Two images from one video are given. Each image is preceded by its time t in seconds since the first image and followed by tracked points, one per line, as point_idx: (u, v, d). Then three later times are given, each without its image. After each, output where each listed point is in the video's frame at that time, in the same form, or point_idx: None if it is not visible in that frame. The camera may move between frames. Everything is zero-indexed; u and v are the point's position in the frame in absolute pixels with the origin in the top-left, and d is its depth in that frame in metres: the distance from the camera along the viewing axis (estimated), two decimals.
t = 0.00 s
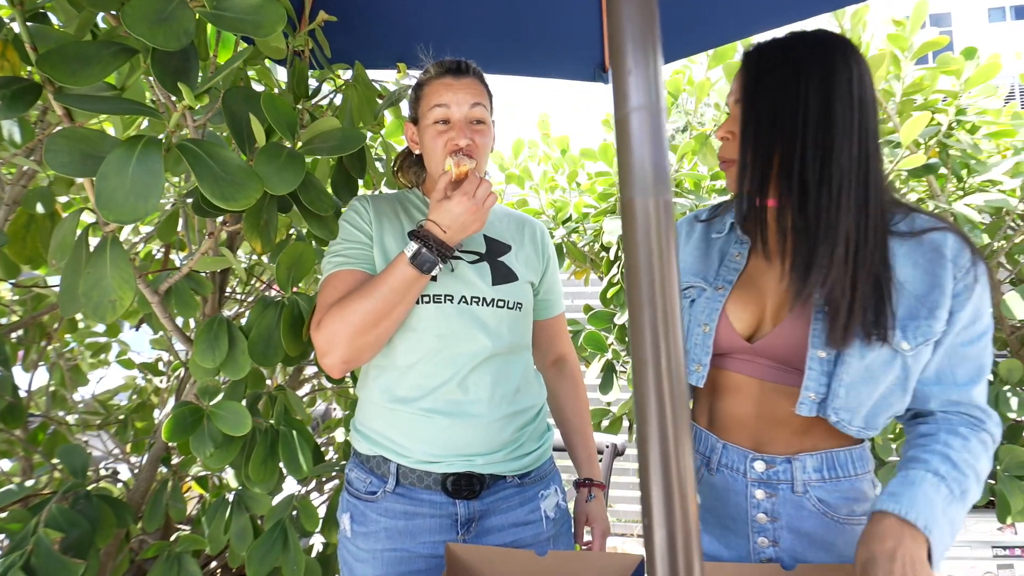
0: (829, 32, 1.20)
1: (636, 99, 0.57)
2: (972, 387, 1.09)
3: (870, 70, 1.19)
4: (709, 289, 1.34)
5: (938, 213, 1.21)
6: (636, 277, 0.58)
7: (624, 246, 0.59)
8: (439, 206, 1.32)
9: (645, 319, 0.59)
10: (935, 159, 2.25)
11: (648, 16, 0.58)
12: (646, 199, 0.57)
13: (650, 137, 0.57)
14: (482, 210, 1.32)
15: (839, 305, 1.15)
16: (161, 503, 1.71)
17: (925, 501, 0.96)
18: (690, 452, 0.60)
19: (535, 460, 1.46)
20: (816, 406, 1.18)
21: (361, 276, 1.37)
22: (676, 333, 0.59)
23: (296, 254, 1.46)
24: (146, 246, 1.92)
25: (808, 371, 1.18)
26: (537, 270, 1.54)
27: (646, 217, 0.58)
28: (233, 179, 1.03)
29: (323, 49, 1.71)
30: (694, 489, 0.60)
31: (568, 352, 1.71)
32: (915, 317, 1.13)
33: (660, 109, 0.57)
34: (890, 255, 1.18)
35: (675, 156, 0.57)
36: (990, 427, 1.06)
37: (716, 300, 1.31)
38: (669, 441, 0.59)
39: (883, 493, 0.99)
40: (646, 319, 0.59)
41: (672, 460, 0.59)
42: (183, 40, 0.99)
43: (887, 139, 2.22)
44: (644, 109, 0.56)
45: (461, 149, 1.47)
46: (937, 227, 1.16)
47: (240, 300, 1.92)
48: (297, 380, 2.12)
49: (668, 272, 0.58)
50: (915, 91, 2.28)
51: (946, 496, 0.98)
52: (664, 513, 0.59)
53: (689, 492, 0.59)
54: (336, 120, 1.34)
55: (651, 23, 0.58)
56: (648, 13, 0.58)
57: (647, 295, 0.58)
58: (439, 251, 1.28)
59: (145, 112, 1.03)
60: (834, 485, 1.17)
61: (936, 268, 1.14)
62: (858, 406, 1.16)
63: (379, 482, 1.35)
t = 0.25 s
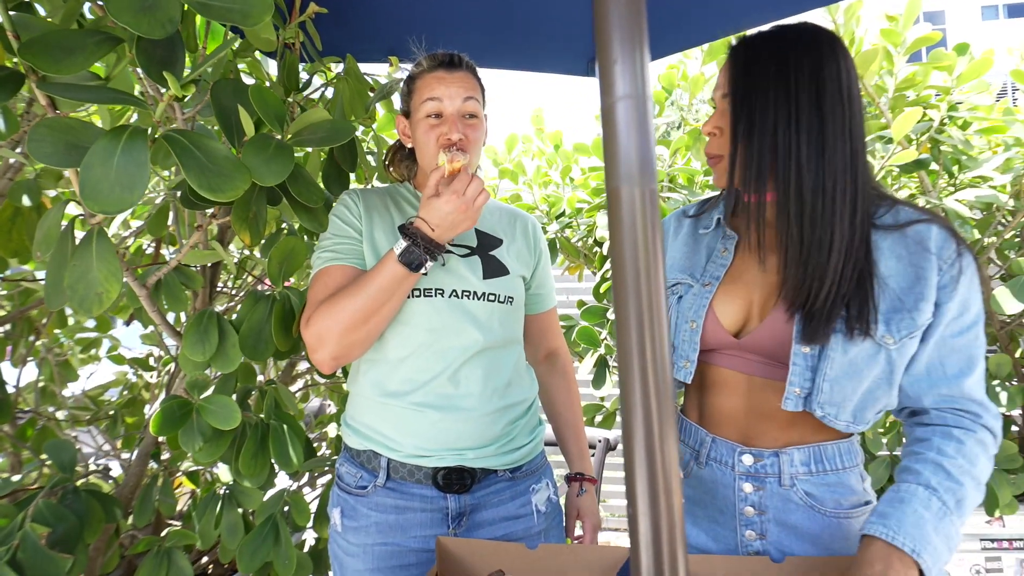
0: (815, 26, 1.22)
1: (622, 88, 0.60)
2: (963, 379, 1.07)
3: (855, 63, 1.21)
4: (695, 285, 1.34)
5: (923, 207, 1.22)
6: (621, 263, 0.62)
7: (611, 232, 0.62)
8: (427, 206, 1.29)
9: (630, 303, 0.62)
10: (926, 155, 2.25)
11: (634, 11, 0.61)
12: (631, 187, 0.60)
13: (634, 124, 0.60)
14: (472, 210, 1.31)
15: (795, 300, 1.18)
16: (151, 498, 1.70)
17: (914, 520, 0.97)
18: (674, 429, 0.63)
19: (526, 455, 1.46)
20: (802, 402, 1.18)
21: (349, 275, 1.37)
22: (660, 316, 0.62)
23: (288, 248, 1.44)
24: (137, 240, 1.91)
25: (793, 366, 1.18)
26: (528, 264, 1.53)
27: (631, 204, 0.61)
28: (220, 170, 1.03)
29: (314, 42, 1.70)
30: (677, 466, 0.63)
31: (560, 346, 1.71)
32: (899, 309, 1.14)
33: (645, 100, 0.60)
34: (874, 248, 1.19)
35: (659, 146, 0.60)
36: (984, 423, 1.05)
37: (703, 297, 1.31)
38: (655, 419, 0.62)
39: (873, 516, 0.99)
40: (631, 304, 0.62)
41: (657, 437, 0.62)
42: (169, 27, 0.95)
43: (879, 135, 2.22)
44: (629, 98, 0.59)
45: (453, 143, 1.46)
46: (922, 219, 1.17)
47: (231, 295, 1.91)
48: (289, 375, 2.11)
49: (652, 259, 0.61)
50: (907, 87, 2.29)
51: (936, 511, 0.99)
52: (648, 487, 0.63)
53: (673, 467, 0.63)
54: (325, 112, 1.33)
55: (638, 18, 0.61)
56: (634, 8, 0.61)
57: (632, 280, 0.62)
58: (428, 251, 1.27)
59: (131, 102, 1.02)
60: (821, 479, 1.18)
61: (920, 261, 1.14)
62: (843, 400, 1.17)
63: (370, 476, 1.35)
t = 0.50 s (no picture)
0: (806, 23, 1.23)
1: (607, 81, 0.60)
2: (943, 370, 1.10)
3: (844, 61, 1.23)
4: (690, 279, 1.35)
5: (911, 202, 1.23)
6: (605, 257, 0.62)
7: (596, 226, 0.63)
8: (413, 231, 1.21)
9: (614, 297, 0.63)
10: (916, 152, 2.26)
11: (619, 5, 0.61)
12: (616, 181, 0.61)
13: (619, 117, 0.60)
14: (457, 237, 1.21)
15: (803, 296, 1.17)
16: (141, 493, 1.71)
17: (901, 515, 0.98)
18: (657, 422, 0.64)
19: (518, 448, 1.46)
20: (797, 394, 1.18)
21: (337, 276, 1.37)
22: (643, 310, 0.63)
23: (281, 243, 1.45)
24: (128, 235, 1.91)
25: (789, 359, 1.18)
26: (520, 258, 1.53)
27: (616, 198, 0.61)
28: (209, 164, 1.03)
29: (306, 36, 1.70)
30: (659, 456, 0.64)
31: (551, 341, 1.71)
32: (889, 302, 1.15)
33: (630, 92, 0.61)
34: (865, 242, 1.20)
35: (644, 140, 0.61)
36: (964, 413, 1.07)
37: (698, 290, 1.32)
38: (638, 412, 0.63)
39: (860, 512, 0.99)
40: (615, 298, 0.63)
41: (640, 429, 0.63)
42: (156, 19, 0.94)
43: (869, 132, 2.23)
44: (615, 92, 0.60)
45: (445, 140, 1.46)
46: (909, 214, 1.18)
47: (223, 289, 1.91)
48: (282, 370, 2.12)
49: (636, 252, 0.62)
50: (897, 84, 2.30)
51: (920, 505, 1.00)
52: (631, 478, 0.64)
53: (656, 458, 0.64)
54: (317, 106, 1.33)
55: (622, 12, 0.61)
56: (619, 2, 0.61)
57: (616, 273, 0.62)
58: (411, 279, 1.23)
59: (119, 95, 1.02)
60: (809, 471, 1.19)
61: (910, 254, 1.15)
62: (838, 391, 1.18)
63: (361, 470, 1.35)
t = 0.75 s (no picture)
0: (793, 22, 1.24)
1: (589, 78, 0.60)
2: (923, 368, 1.11)
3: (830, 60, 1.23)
4: (677, 275, 1.35)
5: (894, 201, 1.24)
6: (587, 253, 0.63)
7: (578, 223, 0.63)
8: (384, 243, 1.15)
9: (595, 293, 0.63)
10: (902, 150, 2.28)
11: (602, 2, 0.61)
12: (598, 178, 0.61)
13: (601, 114, 0.60)
14: (421, 250, 1.13)
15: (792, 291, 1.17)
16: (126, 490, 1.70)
17: (885, 510, 0.98)
18: (638, 419, 0.65)
19: (505, 444, 1.46)
20: (779, 388, 1.19)
21: (319, 273, 1.36)
22: (625, 308, 0.63)
23: (267, 239, 1.44)
24: (113, 230, 1.89)
25: (771, 354, 1.19)
26: (509, 254, 1.53)
27: (598, 195, 0.61)
28: (192, 157, 1.02)
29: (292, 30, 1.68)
30: (639, 450, 0.65)
31: (541, 337, 1.71)
32: (871, 299, 1.15)
33: (613, 89, 0.61)
34: (848, 240, 1.21)
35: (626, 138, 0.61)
36: (942, 411, 1.09)
37: (684, 287, 1.32)
38: (619, 410, 0.64)
39: (845, 507, 1.00)
40: (596, 294, 0.63)
41: (620, 426, 0.64)
42: (136, 11, 0.93)
43: (857, 129, 2.25)
44: (597, 89, 0.60)
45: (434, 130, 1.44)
46: (892, 213, 1.19)
47: (210, 285, 1.90)
48: (270, 367, 2.11)
49: (618, 249, 0.62)
50: (885, 83, 2.32)
51: (903, 500, 1.01)
52: (611, 475, 0.65)
53: (636, 455, 0.65)
54: (302, 100, 1.32)
55: (606, 9, 0.61)
56: None
57: (598, 272, 0.63)
58: (383, 294, 1.18)
59: (99, 87, 1.01)
60: (793, 466, 1.20)
61: (891, 251, 1.16)
62: (818, 386, 1.18)
63: (347, 467, 1.35)
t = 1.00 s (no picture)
0: (785, 26, 1.24)
1: (581, 77, 0.60)
2: (912, 368, 1.11)
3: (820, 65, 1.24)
4: (670, 277, 1.35)
5: (883, 203, 1.24)
6: (578, 252, 0.63)
7: (569, 222, 0.63)
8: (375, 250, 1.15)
9: (586, 293, 0.63)
10: (895, 151, 2.29)
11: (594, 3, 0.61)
12: (589, 177, 0.61)
13: (593, 113, 0.60)
14: (419, 261, 1.12)
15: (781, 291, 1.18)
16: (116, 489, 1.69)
17: (875, 510, 0.99)
18: (628, 417, 0.64)
19: (498, 443, 1.46)
20: (769, 388, 1.20)
21: (310, 272, 1.36)
22: (615, 307, 0.63)
23: (259, 238, 1.44)
24: (104, 227, 1.87)
25: (760, 354, 1.20)
26: (502, 252, 1.53)
27: (589, 193, 0.61)
28: (184, 155, 1.01)
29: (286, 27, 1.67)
30: (629, 450, 0.65)
31: (535, 335, 1.71)
32: (859, 300, 1.16)
33: (605, 88, 0.61)
34: (837, 241, 1.21)
35: (618, 138, 0.61)
36: (931, 410, 1.09)
37: (676, 288, 1.32)
38: (609, 407, 0.63)
39: (835, 508, 1.00)
40: (587, 294, 0.63)
41: (610, 424, 0.64)
42: (128, 7, 0.92)
43: (850, 130, 2.25)
44: (589, 88, 0.60)
45: (423, 132, 1.44)
46: (880, 214, 1.19)
47: (202, 284, 1.89)
48: (263, 365, 2.10)
49: (609, 248, 0.62)
50: (877, 84, 2.33)
51: (892, 499, 1.01)
52: (602, 473, 0.64)
53: (625, 453, 0.65)
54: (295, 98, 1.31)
55: (597, 9, 0.61)
56: None
57: (588, 270, 0.62)
58: (376, 299, 1.18)
59: (91, 83, 1.00)
60: (783, 463, 1.21)
61: (879, 252, 1.17)
62: (807, 385, 1.18)
63: (339, 466, 1.34)
